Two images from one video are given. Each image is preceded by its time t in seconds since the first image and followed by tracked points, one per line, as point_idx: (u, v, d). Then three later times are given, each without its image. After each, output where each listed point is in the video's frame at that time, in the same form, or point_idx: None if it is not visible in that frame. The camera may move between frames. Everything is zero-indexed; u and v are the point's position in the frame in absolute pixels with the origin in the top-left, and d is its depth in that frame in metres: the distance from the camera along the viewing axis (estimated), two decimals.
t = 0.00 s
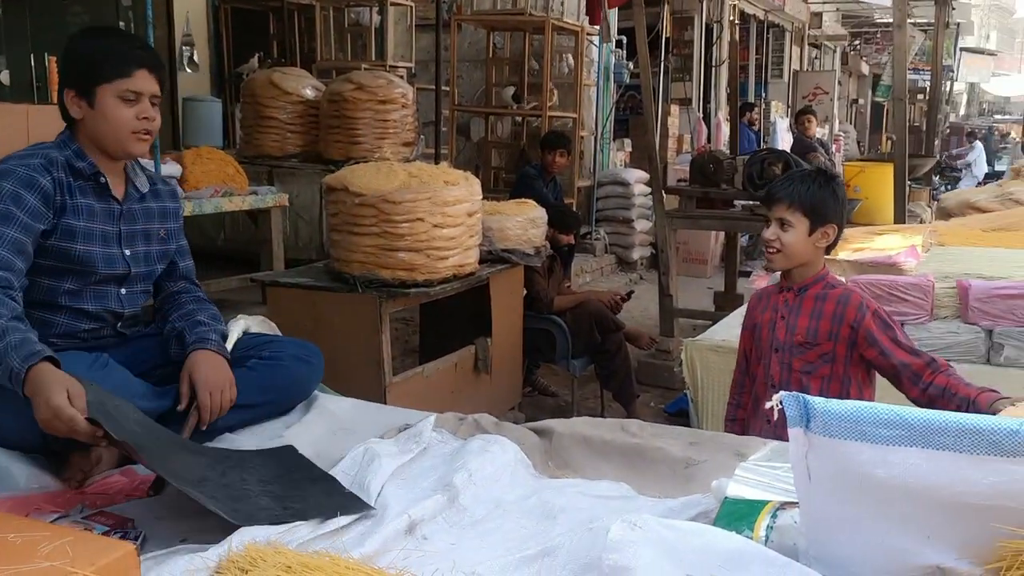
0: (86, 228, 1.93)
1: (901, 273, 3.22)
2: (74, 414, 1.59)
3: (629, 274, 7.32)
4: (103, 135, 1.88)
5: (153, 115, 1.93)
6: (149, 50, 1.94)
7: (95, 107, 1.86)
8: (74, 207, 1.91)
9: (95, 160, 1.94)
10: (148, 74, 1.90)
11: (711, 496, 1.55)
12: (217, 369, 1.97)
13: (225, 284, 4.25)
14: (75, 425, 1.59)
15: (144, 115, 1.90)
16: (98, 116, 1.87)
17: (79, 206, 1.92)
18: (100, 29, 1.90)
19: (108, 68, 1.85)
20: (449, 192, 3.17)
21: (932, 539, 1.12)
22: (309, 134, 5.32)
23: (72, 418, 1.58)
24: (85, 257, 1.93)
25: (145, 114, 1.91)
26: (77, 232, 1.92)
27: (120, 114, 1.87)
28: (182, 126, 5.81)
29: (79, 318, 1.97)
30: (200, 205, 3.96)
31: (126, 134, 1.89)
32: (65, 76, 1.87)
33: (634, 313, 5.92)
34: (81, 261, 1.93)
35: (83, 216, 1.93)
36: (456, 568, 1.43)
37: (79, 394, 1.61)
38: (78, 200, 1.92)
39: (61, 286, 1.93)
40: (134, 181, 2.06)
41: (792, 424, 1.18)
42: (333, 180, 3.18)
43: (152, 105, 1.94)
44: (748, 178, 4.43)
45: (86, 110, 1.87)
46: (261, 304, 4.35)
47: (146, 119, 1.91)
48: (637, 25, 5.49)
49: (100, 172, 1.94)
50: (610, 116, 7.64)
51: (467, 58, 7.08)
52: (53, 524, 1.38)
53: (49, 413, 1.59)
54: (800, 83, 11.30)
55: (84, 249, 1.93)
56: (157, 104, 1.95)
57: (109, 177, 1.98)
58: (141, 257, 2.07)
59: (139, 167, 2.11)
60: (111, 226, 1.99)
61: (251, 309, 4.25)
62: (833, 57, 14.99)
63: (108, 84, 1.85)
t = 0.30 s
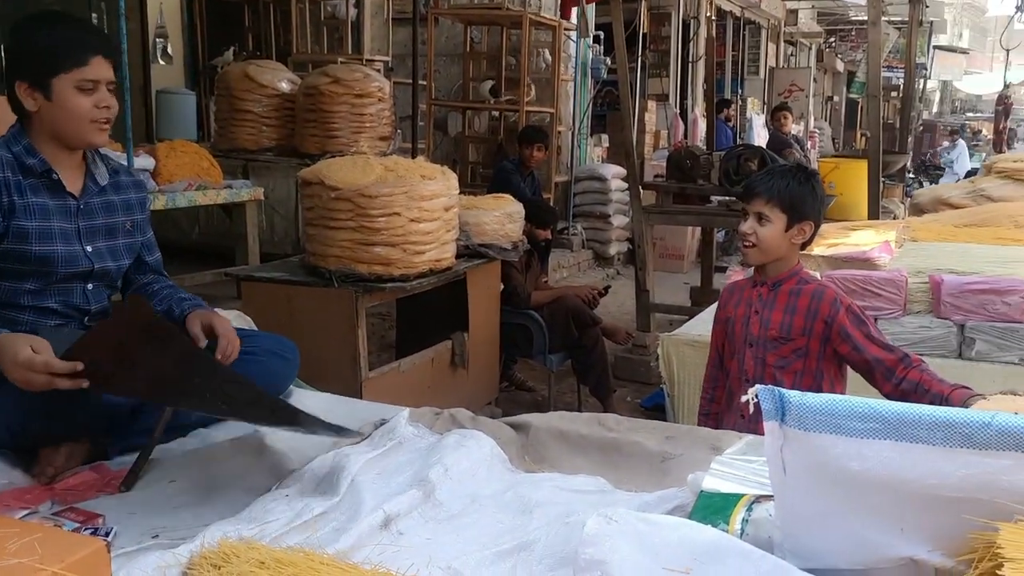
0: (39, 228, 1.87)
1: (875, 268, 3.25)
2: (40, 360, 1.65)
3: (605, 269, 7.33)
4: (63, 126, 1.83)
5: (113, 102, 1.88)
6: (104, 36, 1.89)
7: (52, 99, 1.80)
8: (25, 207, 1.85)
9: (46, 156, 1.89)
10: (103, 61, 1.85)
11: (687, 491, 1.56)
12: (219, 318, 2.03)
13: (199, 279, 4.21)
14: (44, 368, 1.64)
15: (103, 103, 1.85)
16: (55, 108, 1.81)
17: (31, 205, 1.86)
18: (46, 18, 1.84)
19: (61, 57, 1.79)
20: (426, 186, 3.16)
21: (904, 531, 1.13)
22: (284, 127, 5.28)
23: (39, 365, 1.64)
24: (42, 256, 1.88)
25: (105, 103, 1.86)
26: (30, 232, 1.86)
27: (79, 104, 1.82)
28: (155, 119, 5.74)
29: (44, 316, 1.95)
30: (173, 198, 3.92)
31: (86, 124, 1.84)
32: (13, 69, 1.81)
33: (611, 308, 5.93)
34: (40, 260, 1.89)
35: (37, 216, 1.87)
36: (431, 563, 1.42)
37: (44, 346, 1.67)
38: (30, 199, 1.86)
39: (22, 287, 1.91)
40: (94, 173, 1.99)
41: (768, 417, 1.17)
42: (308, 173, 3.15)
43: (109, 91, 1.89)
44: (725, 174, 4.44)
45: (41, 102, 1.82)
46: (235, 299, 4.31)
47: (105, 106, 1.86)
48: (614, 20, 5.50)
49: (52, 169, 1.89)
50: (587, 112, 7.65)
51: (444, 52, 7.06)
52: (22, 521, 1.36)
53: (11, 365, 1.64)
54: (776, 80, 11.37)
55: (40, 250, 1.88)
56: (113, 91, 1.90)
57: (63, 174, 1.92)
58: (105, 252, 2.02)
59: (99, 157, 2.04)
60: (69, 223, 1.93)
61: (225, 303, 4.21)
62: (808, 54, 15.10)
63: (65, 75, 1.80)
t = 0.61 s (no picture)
0: (33, 224, 1.85)
1: (865, 262, 3.26)
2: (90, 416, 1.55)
3: (595, 262, 7.34)
4: (46, 121, 1.80)
5: (103, 101, 1.83)
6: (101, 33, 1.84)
7: (38, 92, 1.78)
8: (20, 203, 1.83)
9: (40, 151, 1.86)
10: (95, 58, 1.81)
11: (678, 484, 1.56)
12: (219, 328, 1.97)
13: (188, 272, 4.18)
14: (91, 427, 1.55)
15: (90, 100, 1.81)
16: (40, 101, 1.78)
17: (26, 201, 1.84)
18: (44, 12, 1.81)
19: (49, 52, 1.76)
20: (416, 179, 3.14)
21: (896, 524, 1.13)
22: (273, 120, 5.26)
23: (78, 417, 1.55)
24: (35, 251, 1.85)
25: (93, 100, 1.81)
26: (24, 228, 1.84)
27: (63, 99, 1.78)
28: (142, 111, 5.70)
29: (34, 310, 1.92)
30: (161, 191, 3.89)
31: (67, 120, 1.80)
32: (6, 60, 1.79)
33: (601, 301, 5.94)
34: (33, 256, 1.85)
35: (31, 211, 1.85)
36: (422, 556, 1.42)
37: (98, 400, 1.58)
38: (24, 195, 1.84)
39: (10, 283, 1.87)
40: (87, 168, 1.97)
41: (760, 411, 1.17)
42: (298, 166, 3.14)
43: (102, 88, 1.85)
44: (714, 168, 4.45)
45: (28, 95, 1.79)
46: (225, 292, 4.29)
47: (91, 104, 1.81)
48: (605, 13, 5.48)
49: (46, 166, 1.87)
50: (577, 105, 7.64)
51: (434, 45, 7.03)
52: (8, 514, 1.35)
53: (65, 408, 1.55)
54: (765, 74, 11.39)
55: (33, 247, 1.85)
56: (108, 88, 1.86)
57: (56, 170, 1.90)
58: (98, 250, 1.98)
59: (93, 153, 2.02)
60: (60, 220, 1.90)
61: (214, 296, 4.19)
62: (798, 49, 15.14)
63: (52, 69, 1.76)
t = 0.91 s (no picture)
0: (56, 243, 1.81)
1: (861, 262, 3.27)
2: (166, 443, 1.49)
3: (591, 261, 7.35)
4: (107, 140, 1.74)
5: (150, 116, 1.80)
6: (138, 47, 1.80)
7: (99, 112, 1.71)
8: (47, 220, 1.78)
9: (67, 168, 1.79)
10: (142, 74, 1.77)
11: (676, 484, 1.56)
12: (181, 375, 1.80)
13: (184, 270, 4.18)
14: (164, 454, 1.49)
15: (144, 116, 1.77)
16: (99, 120, 1.71)
17: (53, 220, 1.79)
18: (81, 25, 1.72)
19: (108, 70, 1.70)
20: (413, 179, 3.14)
21: (893, 524, 1.14)
22: (270, 118, 5.25)
23: (154, 441, 1.49)
24: (56, 269, 1.82)
25: (146, 116, 1.78)
26: (48, 247, 1.80)
27: (125, 117, 1.73)
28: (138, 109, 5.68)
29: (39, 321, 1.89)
30: (157, 189, 3.88)
31: (129, 137, 1.75)
32: (50, 76, 1.69)
33: (597, 300, 5.95)
34: (50, 274, 1.82)
35: (56, 230, 1.80)
36: (422, 557, 1.42)
37: (177, 417, 1.50)
38: (54, 214, 1.79)
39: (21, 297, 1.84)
40: (107, 184, 1.90)
41: (759, 412, 1.18)
42: (295, 165, 3.14)
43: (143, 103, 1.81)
44: (710, 168, 4.46)
45: (87, 115, 1.71)
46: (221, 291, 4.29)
47: (146, 120, 1.78)
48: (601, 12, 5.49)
49: (74, 184, 1.80)
50: (574, 104, 7.64)
51: (431, 43, 7.03)
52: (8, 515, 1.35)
53: (151, 397, 1.49)
54: (761, 73, 11.41)
55: (54, 266, 1.81)
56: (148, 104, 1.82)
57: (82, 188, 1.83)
58: (114, 268, 1.94)
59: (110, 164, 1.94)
60: (79, 239, 1.85)
61: (210, 295, 4.18)
62: (793, 48, 15.17)
63: (113, 87, 1.71)
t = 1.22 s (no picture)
0: (88, 252, 1.82)
1: (873, 268, 3.26)
2: (175, 493, 1.45)
3: (601, 267, 7.35)
4: (140, 152, 1.76)
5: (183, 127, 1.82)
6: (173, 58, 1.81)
7: (134, 124, 1.72)
8: (81, 229, 1.80)
9: (102, 179, 1.81)
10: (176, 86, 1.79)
11: (691, 489, 1.57)
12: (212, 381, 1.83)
13: (196, 276, 4.20)
14: (172, 503, 1.46)
15: (177, 127, 1.79)
16: (133, 132, 1.73)
17: (86, 228, 1.81)
18: (118, 37, 1.74)
19: (142, 83, 1.71)
20: (425, 185, 3.15)
21: (911, 531, 1.14)
22: (282, 124, 5.27)
23: (163, 489, 1.45)
24: (87, 278, 1.83)
25: (179, 127, 1.80)
26: (80, 255, 1.81)
27: (159, 129, 1.75)
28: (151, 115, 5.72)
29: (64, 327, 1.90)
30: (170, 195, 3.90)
31: (160, 148, 1.77)
32: (85, 89, 1.71)
33: (607, 306, 5.94)
34: (81, 282, 1.83)
35: (89, 239, 1.82)
36: (439, 561, 1.42)
37: (191, 472, 1.45)
38: (87, 223, 1.81)
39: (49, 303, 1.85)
40: (136, 195, 1.91)
41: (776, 418, 1.18)
42: (307, 171, 3.16)
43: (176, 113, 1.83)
44: (721, 174, 4.46)
45: (121, 127, 1.73)
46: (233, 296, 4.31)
47: (179, 132, 1.79)
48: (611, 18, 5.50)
49: (107, 195, 1.82)
50: (583, 110, 7.64)
51: (441, 50, 7.05)
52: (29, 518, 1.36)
53: (170, 444, 1.45)
54: (770, 79, 11.40)
55: (83, 274, 1.83)
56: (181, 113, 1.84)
57: (113, 199, 1.85)
58: (141, 277, 1.96)
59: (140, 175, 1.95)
60: (109, 248, 1.87)
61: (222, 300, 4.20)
62: (803, 54, 15.15)
63: (148, 100, 1.72)
